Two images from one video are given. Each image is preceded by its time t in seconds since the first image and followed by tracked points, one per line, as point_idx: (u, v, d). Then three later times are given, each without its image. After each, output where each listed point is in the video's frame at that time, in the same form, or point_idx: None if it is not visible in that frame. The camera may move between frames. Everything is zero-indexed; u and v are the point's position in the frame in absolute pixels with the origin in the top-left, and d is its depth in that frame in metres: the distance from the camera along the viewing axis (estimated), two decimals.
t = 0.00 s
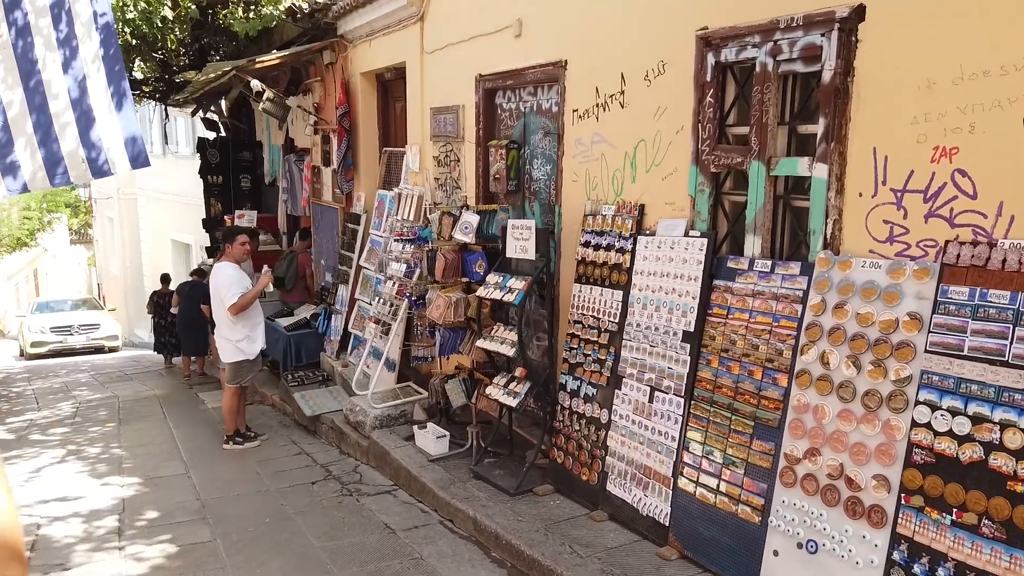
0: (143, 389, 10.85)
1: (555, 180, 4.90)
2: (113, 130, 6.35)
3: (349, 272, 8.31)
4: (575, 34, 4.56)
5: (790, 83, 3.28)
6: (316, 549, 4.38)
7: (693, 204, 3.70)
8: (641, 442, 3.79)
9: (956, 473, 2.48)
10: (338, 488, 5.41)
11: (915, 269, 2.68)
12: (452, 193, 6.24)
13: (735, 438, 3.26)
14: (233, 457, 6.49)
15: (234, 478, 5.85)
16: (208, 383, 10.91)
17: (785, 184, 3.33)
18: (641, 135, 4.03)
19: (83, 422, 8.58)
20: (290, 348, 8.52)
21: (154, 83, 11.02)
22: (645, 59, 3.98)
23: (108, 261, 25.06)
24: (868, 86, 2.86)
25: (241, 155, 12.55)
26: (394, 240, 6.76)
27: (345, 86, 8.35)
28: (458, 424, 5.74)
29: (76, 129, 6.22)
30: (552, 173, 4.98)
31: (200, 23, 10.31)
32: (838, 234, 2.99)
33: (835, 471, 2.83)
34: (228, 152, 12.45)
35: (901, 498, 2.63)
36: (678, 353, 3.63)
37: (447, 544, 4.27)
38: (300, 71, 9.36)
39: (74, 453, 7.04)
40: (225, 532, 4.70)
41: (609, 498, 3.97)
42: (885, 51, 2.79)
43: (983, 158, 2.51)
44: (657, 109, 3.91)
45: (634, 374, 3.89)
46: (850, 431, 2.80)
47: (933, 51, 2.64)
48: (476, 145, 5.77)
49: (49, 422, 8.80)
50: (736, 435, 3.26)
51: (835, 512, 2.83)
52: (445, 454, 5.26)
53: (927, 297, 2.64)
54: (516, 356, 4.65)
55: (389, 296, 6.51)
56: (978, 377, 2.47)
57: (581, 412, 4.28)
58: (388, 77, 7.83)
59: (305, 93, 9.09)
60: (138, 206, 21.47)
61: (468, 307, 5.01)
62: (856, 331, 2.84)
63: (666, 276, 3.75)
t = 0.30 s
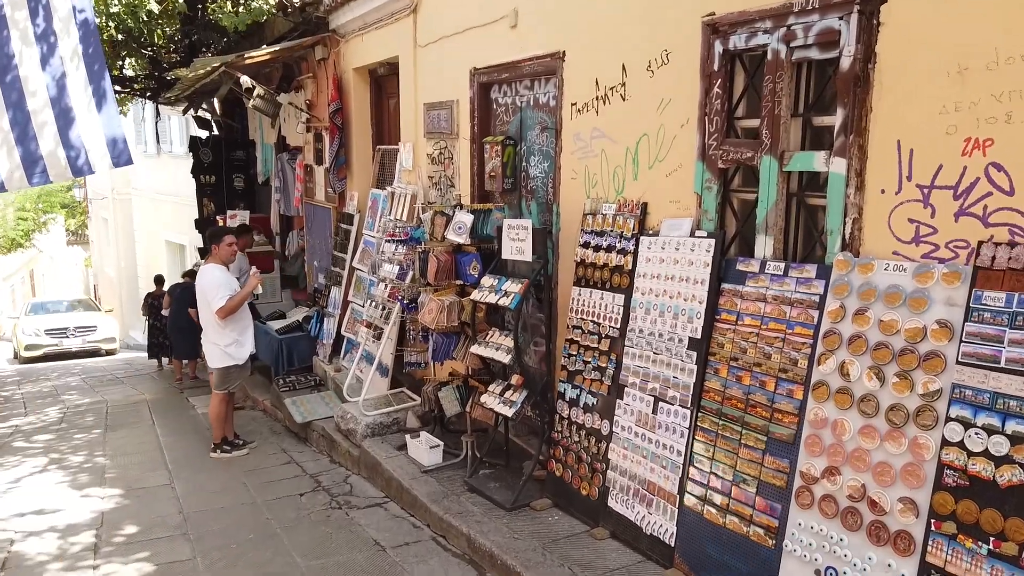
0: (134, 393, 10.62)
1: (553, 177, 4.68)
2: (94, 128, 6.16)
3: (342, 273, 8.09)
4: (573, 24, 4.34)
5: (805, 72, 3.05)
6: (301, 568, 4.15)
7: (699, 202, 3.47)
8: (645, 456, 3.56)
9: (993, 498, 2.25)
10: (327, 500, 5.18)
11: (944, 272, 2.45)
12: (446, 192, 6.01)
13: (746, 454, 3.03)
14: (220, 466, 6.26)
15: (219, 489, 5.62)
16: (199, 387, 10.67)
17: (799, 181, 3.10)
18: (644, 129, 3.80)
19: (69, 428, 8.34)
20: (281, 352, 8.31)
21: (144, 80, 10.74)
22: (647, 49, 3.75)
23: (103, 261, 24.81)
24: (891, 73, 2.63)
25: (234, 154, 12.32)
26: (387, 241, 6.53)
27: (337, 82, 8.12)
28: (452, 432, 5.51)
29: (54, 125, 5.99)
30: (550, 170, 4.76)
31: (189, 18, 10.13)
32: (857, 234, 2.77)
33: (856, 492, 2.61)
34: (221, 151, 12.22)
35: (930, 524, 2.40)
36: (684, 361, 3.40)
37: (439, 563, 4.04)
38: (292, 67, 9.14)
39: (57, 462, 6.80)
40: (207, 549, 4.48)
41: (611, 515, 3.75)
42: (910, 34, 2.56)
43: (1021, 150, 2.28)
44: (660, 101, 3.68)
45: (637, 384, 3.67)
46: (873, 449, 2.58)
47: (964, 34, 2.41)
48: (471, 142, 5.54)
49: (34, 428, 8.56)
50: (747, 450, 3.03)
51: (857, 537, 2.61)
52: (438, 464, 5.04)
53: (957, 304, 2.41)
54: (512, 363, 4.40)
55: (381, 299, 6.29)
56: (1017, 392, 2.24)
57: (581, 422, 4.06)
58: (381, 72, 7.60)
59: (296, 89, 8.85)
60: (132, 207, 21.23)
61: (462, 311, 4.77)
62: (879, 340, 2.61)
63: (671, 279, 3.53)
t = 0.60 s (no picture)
0: (131, 397, 10.43)
1: (564, 176, 4.51)
2: (89, 130, 5.98)
3: (344, 275, 7.92)
4: (585, 17, 4.16)
5: (836, 65, 2.88)
6: None
7: (722, 202, 3.30)
8: (665, 469, 3.40)
9: None
10: (330, 511, 5.01)
11: (994, 278, 2.28)
12: (451, 192, 5.85)
13: (775, 469, 2.87)
14: (219, 473, 6.09)
15: (218, 499, 5.44)
16: (198, 390, 10.50)
17: (831, 180, 2.93)
18: (661, 126, 3.63)
19: (65, 434, 8.17)
20: (281, 356, 8.14)
21: (142, 79, 10.63)
22: (665, 42, 3.58)
23: (102, 263, 24.63)
24: (933, 64, 2.47)
25: (233, 154, 12.15)
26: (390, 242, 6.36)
27: (339, 80, 7.96)
28: (458, 440, 5.35)
29: (48, 126, 5.83)
30: (561, 169, 4.59)
31: (187, 16, 9.94)
32: (896, 236, 2.60)
33: (899, 512, 2.46)
34: (219, 151, 12.05)
35: (983, 547, 2.25)
36: (706, 370, 3.24)
37: None
38: (292, 65, 8.98)
39: (52, 469, 6.63)
40: (205, 564, 4.31)
41: (628, 530, 3.58)
42: (955, 23, 2.40)
43: None
44: (679, 97, 3.51)
45: (656, 393, 3.50)
46: (916, 466, 2.42)
47: (1016, 22, 2.25)
48: (477, 140, 5.38)
49: (29, 433, 8.38)
50: (777, 465, 2.88)
51: (901, 560, 2.45)
52: (445, 474, 4.87)
53: (1010, 312, 2.25)
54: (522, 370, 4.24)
55: (385, 303, 6.12)
56: None
57: (595, 432, 3.89)
58: (383, 70, 7.43)
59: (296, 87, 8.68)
60: (131, 207, 21.07)
61: (469, 315, 4.59)
62: (922, 350, 2.45)
63: (691, 283, 3.36)
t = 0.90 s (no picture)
0: (134, 398, 10.24)
1: (590, 171, 4.32)
2: (95, 128, 5.84)
3: (353, 275, 7.74)
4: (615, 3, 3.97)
5: (899, 49, 2.70)
6: None
7: (769, 196, 3.12)
8: (706, 479, 3.22)
9: None
10: (344, 519, 4.82)
11: None
12: (467, 189, 5.66)
13: (833, 481, 2.71)
14: (227, 479, 5.89)
15: (227, 505, 5.25)
16: (202, 392, 10.30)
17: (892, 173, 2.74)
18: (700, 117, 3.44)
19: (67, 436, 7.97)
20: (288, 356, 7.96)
21: (145, 75, 10.40)
22: (705, 27, 3.38)
23: (101, 262, 24.45)
24: (1014, 46, 2.29)
25: (237, 151, 11.96)
26: (404, 241, 6.18)
27: (348, 75, 7.77)
28: (476, 445, 5.16)
29: (52, 122, 5.66)
30: (586, 164, 4.40)
31: (192, 9, 9.83)
32: (970, 232, 2.43)
33: (979, 531, 2.29)
34: (223, 148, 11.93)
35: None
36: (753, 375, 3.06)
37: None
38: (300, 60, 8.80)
39: (54, 473, 6.43)
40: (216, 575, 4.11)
41: (665, 543, 3.40)
42: None
43: None
44: (721, 86, 3.32)
45: (695, 399, 3.32)
46: (999, 482, 2.26)
47: None
48: (496, 135, 5.18)
49: (30, 435, 8.18)
50: (835, 477, 2.71)
51: None
52: (464, 481, 4.68)
53: None
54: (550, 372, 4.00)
55: (398, 303, 5.94)
56: None
57: (627, 439, 3.69)
58: (394, 64, 7.25)
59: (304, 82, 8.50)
60: (132, 206, 20.86)
61: (492, 316, 4.40)
62: (1004, 355, 2.28)
63: (735, 283, 3.18)
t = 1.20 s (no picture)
0: (136, 401, 10.03)
1: (617, 169, 4.12)
2: (99, 126, 5.64)
3: (361, 276, 7.54)
4: None
5: (969, 35, 2.50)
6: None
7: (819, 195, 2.92)
8: (750, 498, 3.01)
9: None
10: (357, 532, 4.61)
11: None
12: (482, 187, 5.45)
13: (896, 503, 2.52)
14: (232, 487, 5.68)
15: (234, 516, 5.04)
16: (206, 395, 10.09)
17: (960, 169, 2.54)
18: (742, 110, 3.24)
19: (67, 441, 7.76)
20: (294, 360, 7.77)
21: (147, 71, 10.18)
22: (748, 15, 3.18)
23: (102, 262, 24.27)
24: None
25: (241, 149, 11.76)
26: (416, 241, 5.99)
27: (357, 70, 7.56)
28: (493, 454, 4.96)
29: (53, 117, 5.44)
30: (612, 161, 4.20)
31: (197, 4, 9.61)
32: None
33: None
34: (227, 147, 11.71)
35: None
36: (802, 386, 2.85)
37: None
38: (306, 55, 8.61)
39: (54, 480, 6.23)
40: None
41: (703, 564, 3.20)
42: None
43: None
44: (766, 76, 3.12)
45: (737, 411, 3.11)
46: None
47: None
48: (514, 130, 4.98)
49: (30, 440, 7.97)
50: (898, 499, 2.52)
51: None
52: (482, 492, 4.47)
53: None
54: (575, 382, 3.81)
55: (409, 306, 5.75)
56: None
57: (660, 453, 3.48)
58: (405, 59, 7.05)
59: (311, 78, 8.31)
60: (134, 205, 20.67)
61: (513, 321, 4.19)
62: None
63: (783, 287, 2.97)
